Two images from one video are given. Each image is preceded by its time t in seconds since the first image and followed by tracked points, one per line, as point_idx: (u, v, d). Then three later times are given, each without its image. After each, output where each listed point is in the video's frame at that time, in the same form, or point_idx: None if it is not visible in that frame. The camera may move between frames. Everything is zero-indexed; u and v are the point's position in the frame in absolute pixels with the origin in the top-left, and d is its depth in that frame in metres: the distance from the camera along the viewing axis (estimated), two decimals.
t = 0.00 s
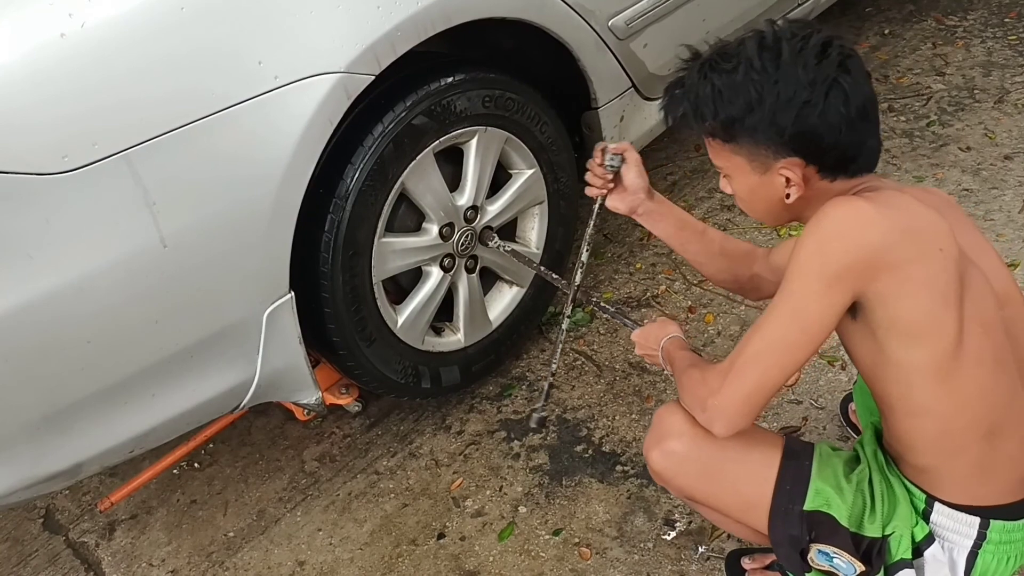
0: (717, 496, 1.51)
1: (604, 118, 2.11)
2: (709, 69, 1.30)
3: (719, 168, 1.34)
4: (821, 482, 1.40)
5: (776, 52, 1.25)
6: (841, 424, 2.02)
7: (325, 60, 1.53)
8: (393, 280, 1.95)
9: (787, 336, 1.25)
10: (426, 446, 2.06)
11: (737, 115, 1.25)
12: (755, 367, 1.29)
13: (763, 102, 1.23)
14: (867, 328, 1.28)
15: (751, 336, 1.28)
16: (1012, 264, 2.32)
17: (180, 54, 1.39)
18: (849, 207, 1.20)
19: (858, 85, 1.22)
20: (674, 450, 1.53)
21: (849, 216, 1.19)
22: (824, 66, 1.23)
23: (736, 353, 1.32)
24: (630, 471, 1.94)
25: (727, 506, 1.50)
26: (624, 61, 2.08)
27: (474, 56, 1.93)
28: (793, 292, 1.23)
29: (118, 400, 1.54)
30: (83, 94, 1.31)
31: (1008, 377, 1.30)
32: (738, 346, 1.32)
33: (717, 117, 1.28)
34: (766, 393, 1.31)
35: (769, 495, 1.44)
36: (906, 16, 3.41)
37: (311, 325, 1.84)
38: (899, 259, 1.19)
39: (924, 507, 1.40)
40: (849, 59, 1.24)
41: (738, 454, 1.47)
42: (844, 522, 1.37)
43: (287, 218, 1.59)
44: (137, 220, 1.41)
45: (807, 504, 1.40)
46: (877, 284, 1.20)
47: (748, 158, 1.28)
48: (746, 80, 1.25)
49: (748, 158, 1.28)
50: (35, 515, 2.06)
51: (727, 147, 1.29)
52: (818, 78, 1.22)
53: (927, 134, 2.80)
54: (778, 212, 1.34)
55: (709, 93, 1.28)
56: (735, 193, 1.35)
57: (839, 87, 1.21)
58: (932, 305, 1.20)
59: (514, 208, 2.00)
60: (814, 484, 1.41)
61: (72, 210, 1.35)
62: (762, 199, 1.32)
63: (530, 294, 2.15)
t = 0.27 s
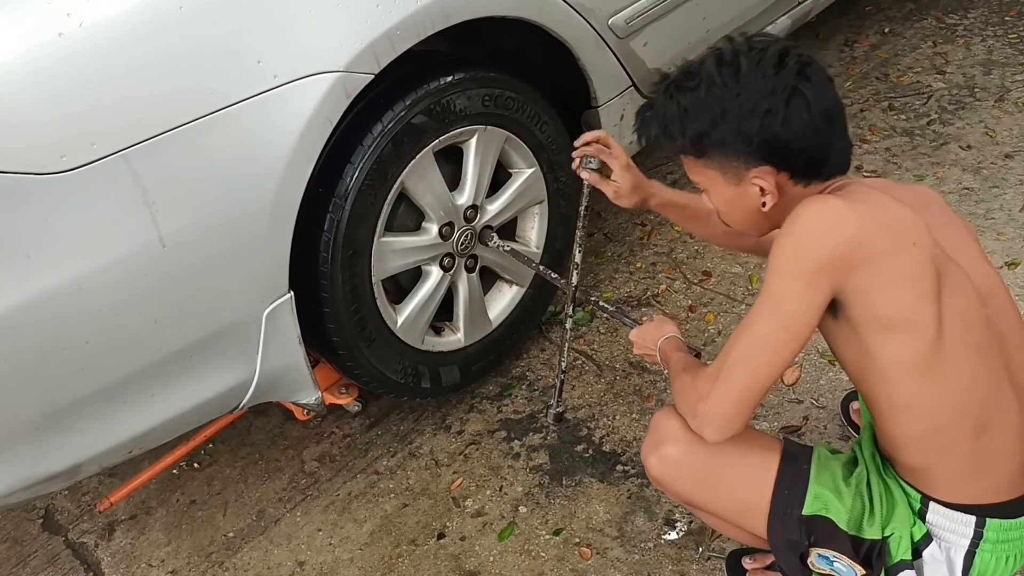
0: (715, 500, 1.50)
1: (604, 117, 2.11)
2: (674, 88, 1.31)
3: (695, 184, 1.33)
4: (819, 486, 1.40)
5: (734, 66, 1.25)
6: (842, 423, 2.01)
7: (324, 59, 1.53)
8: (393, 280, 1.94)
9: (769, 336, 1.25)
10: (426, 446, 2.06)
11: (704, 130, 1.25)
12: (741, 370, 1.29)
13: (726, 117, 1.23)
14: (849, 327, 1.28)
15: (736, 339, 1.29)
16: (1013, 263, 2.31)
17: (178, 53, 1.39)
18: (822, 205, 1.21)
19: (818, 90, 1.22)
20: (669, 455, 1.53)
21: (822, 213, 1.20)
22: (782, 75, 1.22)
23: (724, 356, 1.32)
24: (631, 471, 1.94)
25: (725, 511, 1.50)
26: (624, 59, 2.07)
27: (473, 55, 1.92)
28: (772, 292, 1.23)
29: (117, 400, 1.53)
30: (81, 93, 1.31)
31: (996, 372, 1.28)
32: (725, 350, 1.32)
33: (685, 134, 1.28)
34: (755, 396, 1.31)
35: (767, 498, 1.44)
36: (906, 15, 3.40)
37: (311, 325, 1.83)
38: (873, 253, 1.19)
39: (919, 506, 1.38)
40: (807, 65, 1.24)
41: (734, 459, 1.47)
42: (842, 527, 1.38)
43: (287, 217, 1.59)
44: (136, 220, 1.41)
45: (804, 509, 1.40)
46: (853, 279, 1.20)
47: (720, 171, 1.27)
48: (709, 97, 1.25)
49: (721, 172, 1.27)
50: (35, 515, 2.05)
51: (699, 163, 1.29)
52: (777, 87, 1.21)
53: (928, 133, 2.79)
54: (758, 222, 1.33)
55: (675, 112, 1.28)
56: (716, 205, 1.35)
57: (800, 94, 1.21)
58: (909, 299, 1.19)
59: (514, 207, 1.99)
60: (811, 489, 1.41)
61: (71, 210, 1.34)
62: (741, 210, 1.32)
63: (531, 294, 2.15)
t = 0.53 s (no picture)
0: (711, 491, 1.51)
1: (605, 116, 2.11)
2: (667, 92, 1.30)
3: (695, 186, 1.33)
4: (815, 478, 1.41)
5: (726, 68, 1.25)
6: (843, 422, 2.01)
7: (325, 58, 1.53)
8: (393, 279, 1.94)
9: (768, 349, 1.25)
10: (427, 445, 2.06)
11: (698, 134, 1.25)
12: (740, 381, 1.29)
13: (719, 119, 1.24)
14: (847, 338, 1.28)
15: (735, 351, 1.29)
16: (1013, 261, 2.31)
17: (179, 53, 1.39)
18: (821, 218, 1.20)
19: (811, 89, 1.23)
20: (667, 443, 1.53)
21: (820, 227, 1.19)
22: (774, 75, 1.23)
23: (726, 362, 1.32)
24: (632, 470, 1.94)
25: (721, 501, 1.50)
26: (624, 58, 2.07)
27: (474, 54, 1.92)
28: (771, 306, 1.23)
29: (119, 400, 1.54)
30: (82, 93, 1.31)
31: (993, 382, 1.28)
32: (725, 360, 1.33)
33: (680, 138, 1.28)
34: (757, 404, 1.31)
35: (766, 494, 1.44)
36: (907, 14, 3.40)
37: (311, 324, 1.83)
38: (872, 266, 1.18)
39: (913, 506, 1.38)
40: (799, 64, 1.25)
41: (733, 451, 1.47)
42: (836, 519, 1.38)
43: (288, 217, 1.59)
44: (137, 219, 1.41)
45: (799, 500, 1.41)
46: (851, 293, 1.20)
47: (717, 174, 1.28)
48: (701, 100, 1.25)
49: (717, 175, 1.28)
50: (36, 515, 2.05)
51: (696, 166, 1.29)
52: (770, 87, 1.22)
53: (928, 132, 2.79)
54: (756, 221, 1.34)
55: (668, 116, 1.28)
56: (715, 207, 1.35)
57: (792, 94, 1.22)
58: (907, 312, 1.19)
59: (514, 207, 1.99)
60: (806, 480, 1.42)
61: (72, 209, 1.34)
62: (739, 211, 1.32)
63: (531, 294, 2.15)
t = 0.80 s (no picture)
0: (719, 473, 1.51)
1: (606, 116, 2.11)
2: (683, 96, 1.30)
3: (713, 191, 1.34)
4: (829, 471, 1.40)
5: (744, 72, 1.24)
6: (844, 421, 2.01)
7: (327, 58, 1.53)
8: (395, 278, 1.94)
9: (775, 349, 1.25)
10: (428, 444, 2.06)
11: (715, 140, 1.25)
12: (737, 372, 1.29)
13: (737, 123, 1.23)
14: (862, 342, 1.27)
15: (735, 343, 1.29)
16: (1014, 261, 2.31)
17: (181, 51, 1.39)
18: (849, 225, 1.19)
19: (833, 92, 1.22)
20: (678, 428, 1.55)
21: (846, 235, 1.18)
22: (795, 79, 1.22)
23: (721, 354, 1.32)
24: (633, 469, 1.94)
25: (728, 483, 1.50)
26: (625, 57, 2.07)
27: (476, 53, 1.92)
28: (784, 307, 1.22)
29: (120, 399, 1.54)
30: (84, 92, 1.31)
31: (1010, 396, 1.28)
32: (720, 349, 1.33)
33: (696, 144, 1.28)
34: (745, 397, 1.32)
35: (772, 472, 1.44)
36: (908, 13, 3.40)
37: (313, 323, 1.84)
38: (898, 278, 1.17)
39: (925, 508, 1.39)
40: (820, 67, 1.23)
41: (737, 430, 1.48)
42: (849, 514, 1.38)
43: (290, 216, 1.59)
44: (139, 218, 1.41)
45: (813, 492, 1.40)
46: (873, 302, 1.19)
47: (736, 179, 1.27)
48: (719, 104, 1.25)
49: (736, 180, 1.27)
50: (37, 513, 2.06)
51: (714, 171, 1.29)
52: (790, 91, 1.21)
53: (929, 131, 2.79)
54: (779, 224, 1.34)
55: (684, 121, 1.28)
56: (734, 211, 1.35)
57: (814, 98, 1.20)
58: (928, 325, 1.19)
59: (516, 206, 1.99)
60: (820, 472, 1.41)
61: (74, 208, 1.34)
62: (759, 213, 1.32)
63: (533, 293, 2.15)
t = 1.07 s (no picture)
0: (729, 470, 1.52)
1: (607, 116, 2.11)
2: (707, 99, 1.28)
3: (732, 195, 1.34)
4: (832, 465, 1.40)
5: (774, 79, 1.22)
6: (845, 421, 2.01)
7: (330, 57, 1.53)
8: (396, 277, 1.95)
9: (779, 351, 1.25)
10: (429, 443, 2.07)
11: (740, 148, 1.24)
12: (736, 367, 1.30)
13: (765, 133, 1.22)
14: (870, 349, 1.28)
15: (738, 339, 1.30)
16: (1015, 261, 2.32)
17: (184, 51, 1.39)
18: (866, 235, 1.19)
19: (864, 104, 1.20)
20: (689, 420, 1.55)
21: (863, 246, 1.18)
22: (827, 89, 1.20)
23: (721, 346, 1.33)
24: (634, 469, 1.94)
25: (737, 479, 1.51)
26: (627, 57, 2.08)
27: (477, 52, 1.92)
28: (792, 311, 1.23)
29: (123, 398, 1.54)
30: (88, 92, 1.31)
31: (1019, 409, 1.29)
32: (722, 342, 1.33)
33: (720, 151, 1.27)
34: (741, 390, 1.33)
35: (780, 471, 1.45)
36: (909, 14, 3.41)
37: (315, 322, 1.84)
38: (914, 291, 1.18)
39: (927, 513, 1.38)
40: (853, 76, 1.21)
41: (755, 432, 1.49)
42: (849, 511, 1.38)
43: (292, 216, 1.59)
44: (142, 217, 1.41)
45: (813, 485, 1.41)
46: (885, 313, 1.20)
47: (760, 187, 1.27)
48: (746, 111, 1.23)
49: (760, 188, 1.28)
50: (38, 512, 2.06)
51: (737, 178, 1.29)
52: (822, 102, 1.19)
53: (931, 132, 2.79)
54: (798, 230, 1.34)
55: (708, 127, 1.27)
56: (754, 216, 1.36)
57: (846, 111, 1.19)
58: (940, 339, 1.19)
59: (517, 206, 1.99)
60: (823, 466, 1.41)
61: (77, 207, 1.35)
62: (779, 220, 1.32)
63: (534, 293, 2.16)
